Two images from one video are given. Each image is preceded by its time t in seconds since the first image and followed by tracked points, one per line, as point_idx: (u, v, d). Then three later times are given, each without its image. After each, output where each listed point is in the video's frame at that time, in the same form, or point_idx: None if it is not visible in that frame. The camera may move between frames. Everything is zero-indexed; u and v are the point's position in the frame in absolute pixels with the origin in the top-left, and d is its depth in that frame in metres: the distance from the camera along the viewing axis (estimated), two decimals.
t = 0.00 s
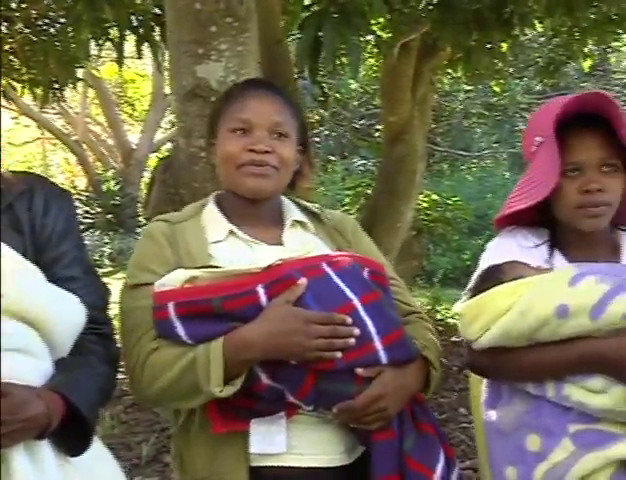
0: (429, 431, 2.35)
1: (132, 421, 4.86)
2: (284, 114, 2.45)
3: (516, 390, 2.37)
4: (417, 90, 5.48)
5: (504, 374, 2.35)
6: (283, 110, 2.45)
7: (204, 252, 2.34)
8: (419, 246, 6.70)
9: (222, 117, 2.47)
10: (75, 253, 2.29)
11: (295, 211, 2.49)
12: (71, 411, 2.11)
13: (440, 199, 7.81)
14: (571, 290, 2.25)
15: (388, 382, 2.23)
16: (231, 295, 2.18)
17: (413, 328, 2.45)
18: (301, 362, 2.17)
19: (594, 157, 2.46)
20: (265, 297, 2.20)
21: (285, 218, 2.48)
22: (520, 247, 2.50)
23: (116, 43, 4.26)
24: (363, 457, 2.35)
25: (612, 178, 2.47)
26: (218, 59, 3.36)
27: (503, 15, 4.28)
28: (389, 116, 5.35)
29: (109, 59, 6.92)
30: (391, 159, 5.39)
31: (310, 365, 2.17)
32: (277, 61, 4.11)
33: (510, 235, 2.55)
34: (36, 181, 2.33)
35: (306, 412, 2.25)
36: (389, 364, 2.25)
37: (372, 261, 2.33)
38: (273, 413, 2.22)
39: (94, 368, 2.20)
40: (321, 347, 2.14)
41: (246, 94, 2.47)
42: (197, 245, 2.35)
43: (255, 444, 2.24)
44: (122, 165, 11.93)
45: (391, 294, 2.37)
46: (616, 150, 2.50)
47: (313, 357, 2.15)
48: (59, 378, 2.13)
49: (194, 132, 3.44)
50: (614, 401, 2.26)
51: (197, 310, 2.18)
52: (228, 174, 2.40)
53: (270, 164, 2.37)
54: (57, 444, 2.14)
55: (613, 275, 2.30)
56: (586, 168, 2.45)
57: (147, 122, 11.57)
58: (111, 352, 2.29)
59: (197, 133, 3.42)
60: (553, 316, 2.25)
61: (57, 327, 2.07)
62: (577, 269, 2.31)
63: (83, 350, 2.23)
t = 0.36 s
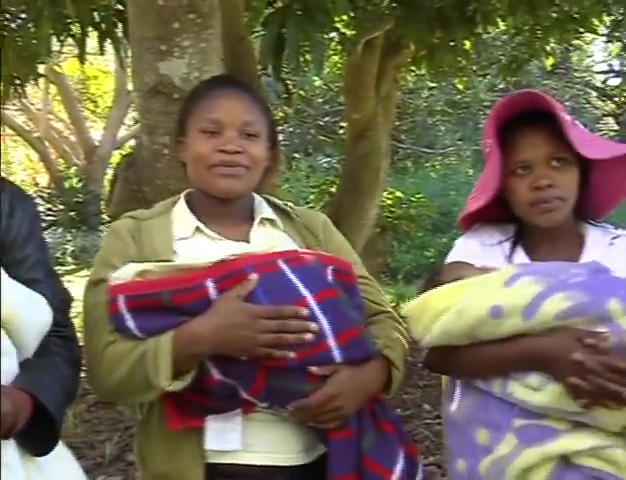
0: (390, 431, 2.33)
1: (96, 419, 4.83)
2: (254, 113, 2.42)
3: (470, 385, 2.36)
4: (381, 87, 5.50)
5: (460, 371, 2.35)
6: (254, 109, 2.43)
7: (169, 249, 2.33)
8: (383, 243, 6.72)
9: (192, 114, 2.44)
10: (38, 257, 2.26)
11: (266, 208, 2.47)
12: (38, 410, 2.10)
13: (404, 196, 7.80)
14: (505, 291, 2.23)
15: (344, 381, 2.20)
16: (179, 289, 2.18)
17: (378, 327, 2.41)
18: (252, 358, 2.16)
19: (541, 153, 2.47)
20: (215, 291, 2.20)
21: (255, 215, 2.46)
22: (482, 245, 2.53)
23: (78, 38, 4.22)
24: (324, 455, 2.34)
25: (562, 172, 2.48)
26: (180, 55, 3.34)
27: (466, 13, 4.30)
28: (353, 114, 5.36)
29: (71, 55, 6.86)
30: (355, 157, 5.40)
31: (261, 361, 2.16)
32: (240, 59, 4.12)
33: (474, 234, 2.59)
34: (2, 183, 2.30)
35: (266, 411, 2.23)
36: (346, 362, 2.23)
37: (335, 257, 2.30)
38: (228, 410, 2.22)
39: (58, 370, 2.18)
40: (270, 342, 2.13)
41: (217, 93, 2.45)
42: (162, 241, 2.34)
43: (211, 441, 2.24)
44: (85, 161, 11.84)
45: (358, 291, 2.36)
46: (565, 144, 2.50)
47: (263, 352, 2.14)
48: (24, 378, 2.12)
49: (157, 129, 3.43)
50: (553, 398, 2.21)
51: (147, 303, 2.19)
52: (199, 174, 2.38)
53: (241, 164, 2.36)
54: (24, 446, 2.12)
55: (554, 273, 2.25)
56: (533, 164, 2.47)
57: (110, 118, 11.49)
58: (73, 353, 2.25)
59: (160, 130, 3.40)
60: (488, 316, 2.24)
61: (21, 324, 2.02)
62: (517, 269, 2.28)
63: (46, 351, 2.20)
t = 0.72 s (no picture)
0: (329, 436, 2.24)
1: (57, 417, 4.78)
2: (223, 106, 2.40)
3: (421, 376, 2.36)
4: (344, 81, 5.50)
5: (409, 363, 2.35)
6: (223, 101, 2.41)
7: (130, 241, 2.35)
8: (346, 237, 6.73)
9: (161, 115, 2.43)
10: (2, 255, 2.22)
11: (243, 205, 2.46)
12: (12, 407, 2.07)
13: (367, 190, 7.83)
14: (442, 285, 2.22)
15: (274, 381, 2.16)
16: (104, 281, 2.18)
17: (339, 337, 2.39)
18: (176, 352, 2.14)
19: (506, 144, 2.47)
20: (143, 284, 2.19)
21: (229, 211, 2.45)
22: (449, 237, 2.58)
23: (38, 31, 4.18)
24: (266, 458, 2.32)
25: (527, 164, 2.47)
26: (141, 49, 3.32)
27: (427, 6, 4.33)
28: (316, 108, 5.35)
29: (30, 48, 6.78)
30: (317, 150, 5.39)
31: (186, 356, 2.14)
32: (202, 51, 4.07)
33: (445, 225, 2.64)
34: None
35: (205, 407, 2.22)
36: (276, 363, 2.18)
37: (285, 255, 2.26)
38: (165, 404, 2.22)
39: (24, 367, 2.14)
40: (189, 338, 2.11)
41: (186, 89, 2.43)
42: (126, 235, 2.36)
43: (147, 433, 2.24)
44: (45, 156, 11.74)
45: (317, 288, 2.32)
46: (529, 135, 2.48)
47: (184, 347, 2.12)
48: None
49: (118, 123, 3.40)
50: (483, 392, 2.19)
51: (74, 295, 2.19)
52: (172, 170, 2.37)
53: (211, 156, 2.34)
54: None
55: (491, 270, 2.22)
56: (498, 155, 2.46)
57: (72, 113, 11.40)
58: (36, 350, 2.23)
59: (121, 124, 3.37)
60: (424, 309, 2.24)
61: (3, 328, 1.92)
62: (461, 263, 2.27)
63: (12, 350, 2.16)
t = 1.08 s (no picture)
0: (263, 432, 2.19)
1: (7, 412, 4.71)
2: (177, 98, 2.38)
3: (371, 364, 2.34)
4: (296, 73, 5.50)
5: (358, 350, 2.34)
6: (178, 94, 2.39)
7: (71, 229, 2.34)
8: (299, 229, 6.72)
9: (119, 108, 2.41)
10: None
11: (199, 197, 2.43)
12: None
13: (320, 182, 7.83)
14: (393, 275, 2.21)
15: (204, 373, 2.11)
16: (35, 270, 2.11)
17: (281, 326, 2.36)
18: (105, 342, 2.11)
19: (465, 136, 2.47)
20: (74, 272, 2.15)
21: (184, 200, 2.43)
22: (402, 223, 2.59)
23: None
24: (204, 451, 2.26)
25: (485, 155, 2.47)
26: (90, 39, 3.27)
27: None
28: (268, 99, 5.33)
29: None
30: (269, 142, 5.39)
31: (115, 346, 2.11)
32: (152, 42, 4.04)
33: (400, 212, 2.66)
34: None
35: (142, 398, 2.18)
36: (206, 355, 2.13)
37: (226, 246, 2.22)
38: (103, 394, 2.18)
39: None
40: (115, 328, 2.07)
41: (143, 81, 2.41)
42: (72, 225, 2.35)
43: (83, 423, 2.20)
44: None
45: (262, 281, 2.28)
46: (490, 129, 2.49)
47: (110, 337, 2.09)
48: None
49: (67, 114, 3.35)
50: (429, 382, 2.21)
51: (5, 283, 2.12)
52: (127, 163, 2.35)
53: (163, 150, 2.31)
54: None
55: (444, 259, 2.23)
56: (457, 145, 2.47)
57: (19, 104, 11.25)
58: None
59: (69, 115, 3.33)
60: (374, 299, 2.23)
61: None
62: (409, 254, 2.26)
63: None
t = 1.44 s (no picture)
0: (233, 417, 2.11)
1: None
2: (130, 93, 2.27)
3: (339, 358, 2.17)
4: (252, 67, 5.50)
5: (320, 344, 2.19)
6: (131, 88, 2.28)
7: (30, 223, 2.22)
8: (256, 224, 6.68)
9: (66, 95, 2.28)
10: None
11: (142, 187, 2.34)
12: None
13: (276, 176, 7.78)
14: (386, 267, 2.04)
15: (178, 363, 2.03)
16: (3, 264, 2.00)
17: (239, 311, 2.29)
18: (75, 336, 1.99)
19: (433, 129, 2.43)
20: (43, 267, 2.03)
21: (129, 193, 2.32)
22: (354, 215, 2.48)
23: None
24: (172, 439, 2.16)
25: (451, 150, 2.44)
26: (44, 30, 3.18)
27: None
28: (225, 93, 5.29)
29: None
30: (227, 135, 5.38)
31: (87, 340, 2.00)
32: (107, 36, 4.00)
33: (347, 203, 2.55)
34: None
35: (105, 389, 2.08)
36: (178, 345, 2.04)
37: (185, 236, 2.14)
38: (68, 388, 2.06)
39: None
40: (87, 322, 1.97)
41: (93, 69, 2.28)
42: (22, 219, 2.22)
43: (49, 420, 2.07)
44: None
45: (220, 271, 2.21)
46: (456, 128, 2.47)
47: (81, 332, 1.98)
48: None
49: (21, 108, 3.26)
50: (426, 374, 2.05)
51: None
52: (70, 151, 2.22)
53: (111, 142, 2.21)
54: None
55: (433, 249, 2.07)
56: (424, 138, 2.42)
57: None
58: None
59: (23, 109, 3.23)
60: (368, 291, 2.05)
61: None
62: (397, 244, 2.09)
63: None
